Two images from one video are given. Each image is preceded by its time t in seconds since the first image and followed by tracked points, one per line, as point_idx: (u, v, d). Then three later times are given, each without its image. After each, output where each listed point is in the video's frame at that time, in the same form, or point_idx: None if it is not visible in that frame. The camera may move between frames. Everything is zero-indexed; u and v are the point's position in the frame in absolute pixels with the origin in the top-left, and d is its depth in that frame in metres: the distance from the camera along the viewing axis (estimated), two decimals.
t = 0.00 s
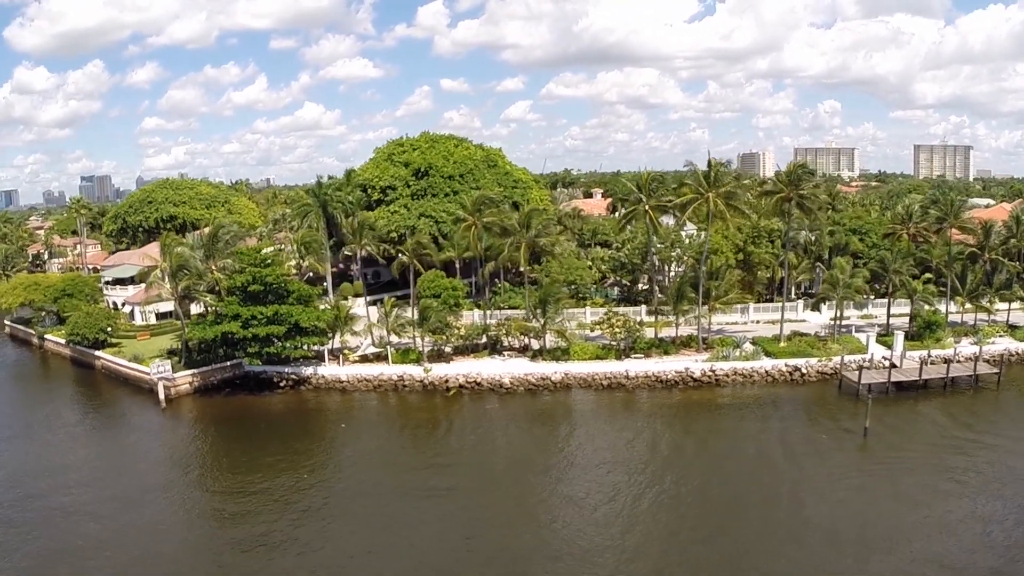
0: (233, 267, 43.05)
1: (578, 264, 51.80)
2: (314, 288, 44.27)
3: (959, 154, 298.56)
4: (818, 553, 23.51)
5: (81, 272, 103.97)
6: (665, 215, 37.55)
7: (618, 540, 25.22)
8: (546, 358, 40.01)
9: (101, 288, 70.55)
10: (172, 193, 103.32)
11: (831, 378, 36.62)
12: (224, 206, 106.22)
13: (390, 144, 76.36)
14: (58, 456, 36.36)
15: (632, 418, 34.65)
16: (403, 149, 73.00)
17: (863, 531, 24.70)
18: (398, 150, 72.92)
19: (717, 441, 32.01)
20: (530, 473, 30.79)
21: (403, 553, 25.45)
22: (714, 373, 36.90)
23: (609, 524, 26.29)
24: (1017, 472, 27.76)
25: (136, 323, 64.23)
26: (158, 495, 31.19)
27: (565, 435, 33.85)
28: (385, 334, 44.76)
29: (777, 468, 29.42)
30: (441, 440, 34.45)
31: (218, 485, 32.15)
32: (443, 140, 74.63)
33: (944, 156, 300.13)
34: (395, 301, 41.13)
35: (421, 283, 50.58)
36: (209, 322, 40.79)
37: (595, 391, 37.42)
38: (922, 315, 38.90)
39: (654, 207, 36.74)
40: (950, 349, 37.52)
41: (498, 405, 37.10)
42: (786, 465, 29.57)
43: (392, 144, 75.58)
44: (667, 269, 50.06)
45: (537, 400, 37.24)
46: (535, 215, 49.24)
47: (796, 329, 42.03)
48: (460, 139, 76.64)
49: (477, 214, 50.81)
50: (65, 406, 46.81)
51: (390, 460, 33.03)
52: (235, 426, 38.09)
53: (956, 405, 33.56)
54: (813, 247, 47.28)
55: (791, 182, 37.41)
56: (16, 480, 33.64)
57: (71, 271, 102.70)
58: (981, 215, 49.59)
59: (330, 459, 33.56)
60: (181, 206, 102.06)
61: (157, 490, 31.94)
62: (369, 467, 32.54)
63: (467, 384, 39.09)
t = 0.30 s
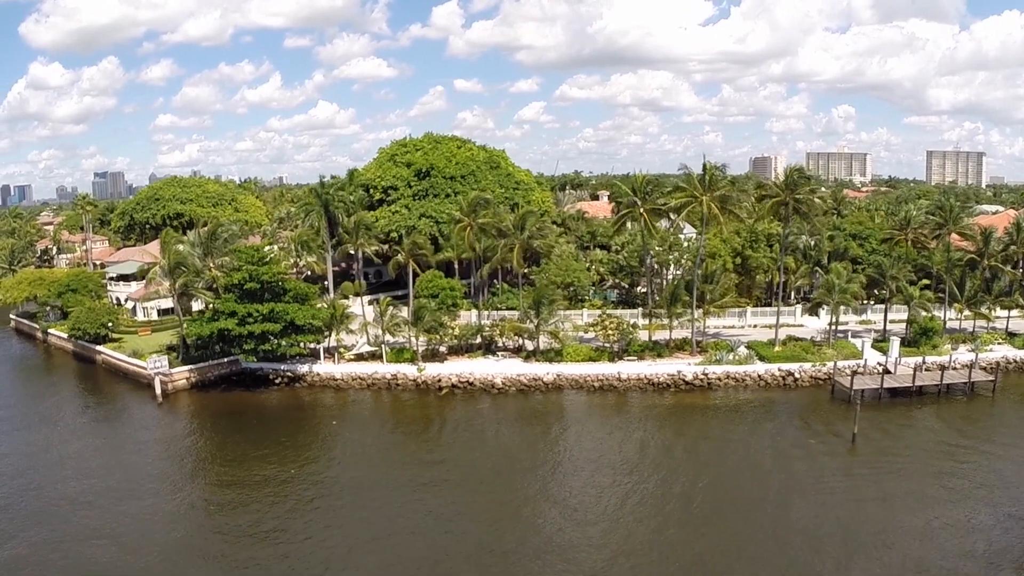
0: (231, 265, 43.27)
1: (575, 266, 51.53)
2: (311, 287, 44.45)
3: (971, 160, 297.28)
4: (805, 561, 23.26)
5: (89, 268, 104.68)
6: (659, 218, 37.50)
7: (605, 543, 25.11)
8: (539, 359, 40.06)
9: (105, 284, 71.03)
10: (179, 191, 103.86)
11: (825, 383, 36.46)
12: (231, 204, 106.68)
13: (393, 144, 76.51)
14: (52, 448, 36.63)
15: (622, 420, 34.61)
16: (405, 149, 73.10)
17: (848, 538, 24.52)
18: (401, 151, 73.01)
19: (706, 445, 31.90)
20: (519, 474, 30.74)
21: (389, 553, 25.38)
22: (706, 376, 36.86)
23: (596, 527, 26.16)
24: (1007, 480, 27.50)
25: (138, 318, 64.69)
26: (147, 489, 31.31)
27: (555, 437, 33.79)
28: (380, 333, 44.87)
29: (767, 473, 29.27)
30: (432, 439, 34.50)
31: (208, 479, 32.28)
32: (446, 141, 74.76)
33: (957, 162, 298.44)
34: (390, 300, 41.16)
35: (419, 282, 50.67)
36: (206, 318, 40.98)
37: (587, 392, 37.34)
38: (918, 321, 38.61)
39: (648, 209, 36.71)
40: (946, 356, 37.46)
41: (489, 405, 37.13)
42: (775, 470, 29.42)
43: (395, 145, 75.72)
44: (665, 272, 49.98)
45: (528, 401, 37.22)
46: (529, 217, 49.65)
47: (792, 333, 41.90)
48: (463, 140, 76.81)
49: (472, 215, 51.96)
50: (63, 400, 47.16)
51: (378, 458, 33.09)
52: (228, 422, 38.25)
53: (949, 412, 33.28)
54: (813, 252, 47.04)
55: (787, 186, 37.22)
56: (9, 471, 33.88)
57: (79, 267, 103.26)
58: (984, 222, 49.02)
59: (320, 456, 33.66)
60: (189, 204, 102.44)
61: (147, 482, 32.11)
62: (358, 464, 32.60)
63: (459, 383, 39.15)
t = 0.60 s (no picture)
0: (230, 263, 43.56)
1: (573, 267, 51.54)
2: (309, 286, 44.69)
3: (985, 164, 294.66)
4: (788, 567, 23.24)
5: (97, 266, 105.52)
6: (652, 219, 37.64)
7: (590, 544, 25.14)
8: (534, 360, 40.11)
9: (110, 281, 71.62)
10: (187, 189, 104.45)
11: (818, 387, 36.35)
12: (239, 203, 107.25)
13: (396, 145, 76.76)
14: (48, 442, 36.99)
15: (613, 422, 34.63)
16: (408, 150, 73.19)
17: (833, 543, 24.44)
18: (404, 151, 73.19)
19: (697, 448, 31.87)
20: (508, 474, 30.79)
21: (374, 551, 25.44)
22: (699, 379, 36.81)
23: (583, 529, 26.20)
24: (996, 488, 27.27)
25: (141, 315, 65.19)
26: (138, 484, 31.55)
27: (546, 438, 33.81)
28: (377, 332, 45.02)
29: (754, 477, 29.26)
30: (424, 438, 34.60)
31: (199, 474, 32.50)
32: (449, 142, 74.96)
33: (969, 166, 296.14)
34: (386, 299, 41.40)
35: (418, 283, 50.83)
36: (204, 316, 41.26)
37: (580, 393, 37.36)
38: (915, 326, 38.30)
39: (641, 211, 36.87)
40: (943, 361, 37.13)
41: (481, 405, 37.21)
42: (763, 475, 29.37)
43: (399, 146, 75.89)
44: (663, 275, 49.94)
45: (521, 401, 37.28)
46: (524, 219, 49.99)
47: (788, 336, 41.79)
48: (466, 141, 77.10)
49: (468, 217, 54.39)
50: (64, 395, 47.58)
51: (369, 456, 33.22)
52: (223, 419, 38.50)
53: (943, 418, 33.04)
54: (812, 256, 46.82)
55: (783, 189, 37.19)
56: (5, 463, 34.23)
57: (86, 264, 104.07)
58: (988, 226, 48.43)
59: (311, 453, 33.82)
60: (196, 203, 102.96)
61: (139, 476, 32.35)
62: (348, 462, 32.75)
63: (453, 383, 39.27)
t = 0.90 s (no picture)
0: (228, 262, 43.82)
1: (571, 267, 51.59)
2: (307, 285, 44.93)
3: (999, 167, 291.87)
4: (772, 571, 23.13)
5: (104, 263, 106.43)
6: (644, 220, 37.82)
7: (576, 546, 25.16)
8: (528, 360, 40.19)
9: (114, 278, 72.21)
10: (194, 188, 104.99)
11: (812, 389, 36.22)
12: (245, 202, 107.77)
13: (399, 146, 76.96)
14: (45, 436, 37.37)
15: (603, 422, 34.69)
16: (410, 151, 73.37)
17: (815, 547, 24.37)
18: (406, 152, 73.38)
19: (686, 450, 31.83)
20: (498, 474, 30.85)
21: (359, 548, 25.52)
22: (692, 381, 36.74)
23: (570, 530, 26.20)
24: (982, 493, 27.10)
25: (143, 313, 65.68)
26: (131, 479, 31.84)
27: (537, 437, 33.90)
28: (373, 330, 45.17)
29: (742, 479, 29.23)
30: (415, 436, 34.78)
31: (191, 469, 32.79)
32: (451, 142, 75.20)
33: (982, 169, 293.64)
34: (382, 298, 41.65)
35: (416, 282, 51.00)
36: (202, 314, 41.51)
37: (572, 394, 37.42)
38: (911, 329, 38.01)
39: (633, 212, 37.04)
40: (939, 365, 36.81)
41: (474, 404, 37.33)
42: (750, 477, 29.34)
43: (402, 146, 76.10)
44: (660, 276, 49.90)
45: (513, 401, 37.38)
46: (517, 219, 51.03)
47: (784, 338, 41.65)
48: (468, 141, 77.34)
49: (462, 217, 54.99)
50: (64, 390, 48.04)
51: (359, 454, 33.41)
52: (218, 415, 38.80)
53: (935, 422, 32.81)
54: (811, 258, 46.62)
55: (778, 190, 37.10)
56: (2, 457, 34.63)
57: (94, 262, 104.93)
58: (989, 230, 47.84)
59: (303, 450, 34.04)
60: (203, 201, 103.48)
61: (132, 471, 32.63)
62: (339, 459, 32.95)
63: (446, 382, 39.42)
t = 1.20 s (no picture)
0: (228, 260, 44.15)
1: (571, 268, 51.63)
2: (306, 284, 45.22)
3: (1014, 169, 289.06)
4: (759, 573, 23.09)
5: (112, 262, 107.32)
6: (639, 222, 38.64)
7: (566, 546, 25.19)
8: (524, 360, 40.32)
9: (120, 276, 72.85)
10: (202, 188, 105.68)
11: (807, 392, 36.11)
12: (254, 201, 108.39)
13: (403, 146, 77.22)
14: (45, 432, 37.79)
15: (596, 423, 34.77)
16: (414, 151, 73.61)
17: (800, 550, 24.36)
18: (410, 152, 73.63)
19: (679, 452, 31.82)
20: (490, 473, 30.94)
21: (348, 545, 25.64)
22: (686, 382, 36.70)
23: (560, 531, 26.23)
24: (971, 497, 27.00)
25: (147, 311, 66.25)
26: (127, 474, 32.17)
27: (531, 437, 34.00)
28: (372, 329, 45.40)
29: (732, 481, 29.22)
30: (409, 434, 34.96)
31: (186, 465, 33.09)
32: (456, 143, 75.47)
33: (995, 172, 291.36)
34: (380, 297, 41.91)
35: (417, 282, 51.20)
36: (202, 312, 41.82)
37: (566, 394, 37.50)
38: (909, 332, 37.80)
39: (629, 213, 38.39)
40: (936, 368, 36.59)
41: (469, 403, 37.48)
42: (741, 480, 29.31)
43: (406, 147, 76.41)
44: (660, 279, 49.81)
45: (507, 400, 37.51)
46: (513, 220, 51.47)
47: (782, 340, 41.50)
48: (473, 142, 77.61)
49: (459, 217, 55.61)
50: (67, 387, 48.54)
51: (353, 451, 33.62)
52: (216, 412, 39.12)
53: (929, 426, 32.67)
54: (811, 260, 46.49)
55: (774, 192, 37.00)
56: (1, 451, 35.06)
57: (104, 260, 105.80)
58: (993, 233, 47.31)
59: (297, 447, 34.30)
60: (212, 201, 104.15)
61: (129, 466, 32.98)
62: (332, 456, 33.17)
63: (442, 381, 39.59)
